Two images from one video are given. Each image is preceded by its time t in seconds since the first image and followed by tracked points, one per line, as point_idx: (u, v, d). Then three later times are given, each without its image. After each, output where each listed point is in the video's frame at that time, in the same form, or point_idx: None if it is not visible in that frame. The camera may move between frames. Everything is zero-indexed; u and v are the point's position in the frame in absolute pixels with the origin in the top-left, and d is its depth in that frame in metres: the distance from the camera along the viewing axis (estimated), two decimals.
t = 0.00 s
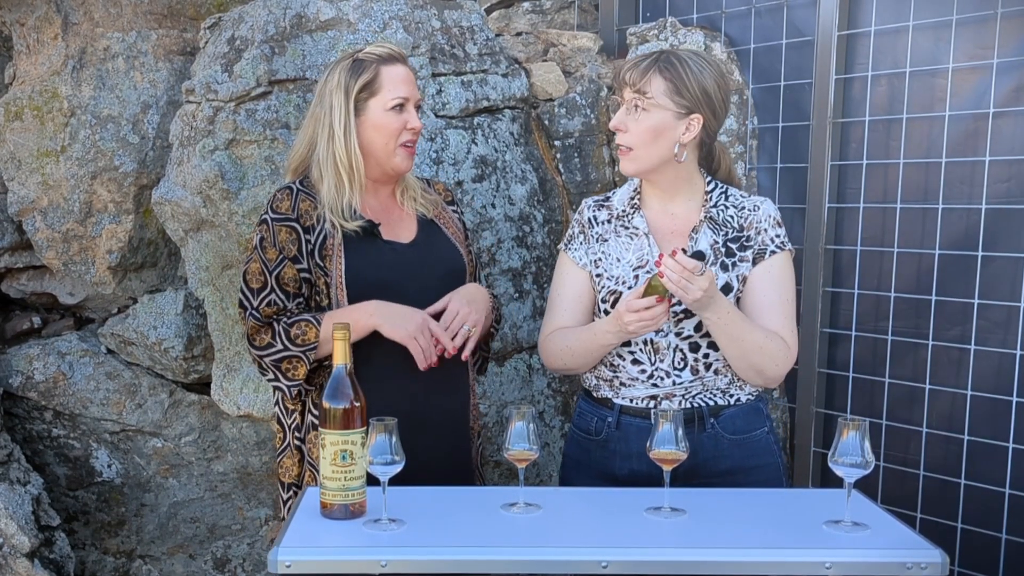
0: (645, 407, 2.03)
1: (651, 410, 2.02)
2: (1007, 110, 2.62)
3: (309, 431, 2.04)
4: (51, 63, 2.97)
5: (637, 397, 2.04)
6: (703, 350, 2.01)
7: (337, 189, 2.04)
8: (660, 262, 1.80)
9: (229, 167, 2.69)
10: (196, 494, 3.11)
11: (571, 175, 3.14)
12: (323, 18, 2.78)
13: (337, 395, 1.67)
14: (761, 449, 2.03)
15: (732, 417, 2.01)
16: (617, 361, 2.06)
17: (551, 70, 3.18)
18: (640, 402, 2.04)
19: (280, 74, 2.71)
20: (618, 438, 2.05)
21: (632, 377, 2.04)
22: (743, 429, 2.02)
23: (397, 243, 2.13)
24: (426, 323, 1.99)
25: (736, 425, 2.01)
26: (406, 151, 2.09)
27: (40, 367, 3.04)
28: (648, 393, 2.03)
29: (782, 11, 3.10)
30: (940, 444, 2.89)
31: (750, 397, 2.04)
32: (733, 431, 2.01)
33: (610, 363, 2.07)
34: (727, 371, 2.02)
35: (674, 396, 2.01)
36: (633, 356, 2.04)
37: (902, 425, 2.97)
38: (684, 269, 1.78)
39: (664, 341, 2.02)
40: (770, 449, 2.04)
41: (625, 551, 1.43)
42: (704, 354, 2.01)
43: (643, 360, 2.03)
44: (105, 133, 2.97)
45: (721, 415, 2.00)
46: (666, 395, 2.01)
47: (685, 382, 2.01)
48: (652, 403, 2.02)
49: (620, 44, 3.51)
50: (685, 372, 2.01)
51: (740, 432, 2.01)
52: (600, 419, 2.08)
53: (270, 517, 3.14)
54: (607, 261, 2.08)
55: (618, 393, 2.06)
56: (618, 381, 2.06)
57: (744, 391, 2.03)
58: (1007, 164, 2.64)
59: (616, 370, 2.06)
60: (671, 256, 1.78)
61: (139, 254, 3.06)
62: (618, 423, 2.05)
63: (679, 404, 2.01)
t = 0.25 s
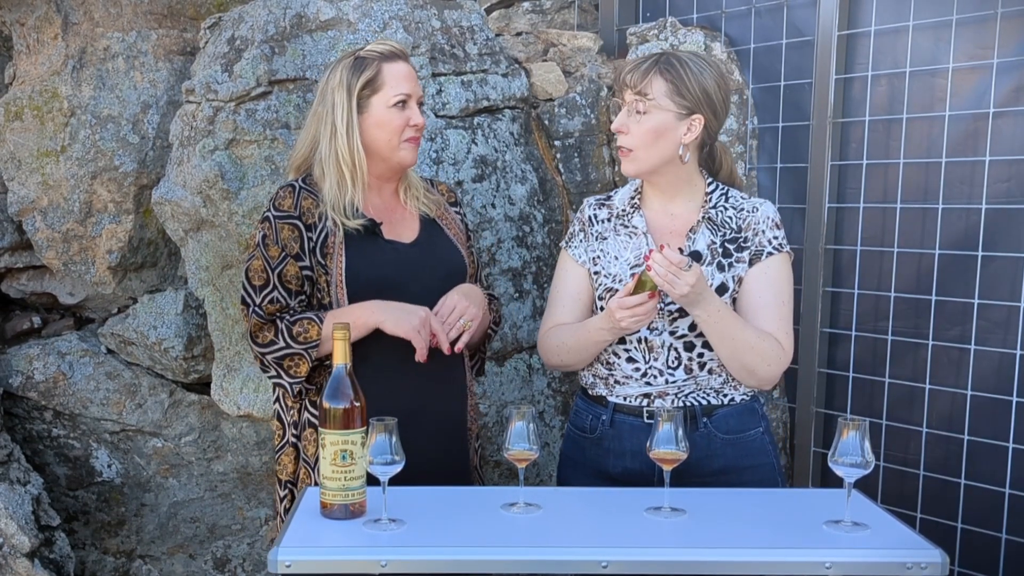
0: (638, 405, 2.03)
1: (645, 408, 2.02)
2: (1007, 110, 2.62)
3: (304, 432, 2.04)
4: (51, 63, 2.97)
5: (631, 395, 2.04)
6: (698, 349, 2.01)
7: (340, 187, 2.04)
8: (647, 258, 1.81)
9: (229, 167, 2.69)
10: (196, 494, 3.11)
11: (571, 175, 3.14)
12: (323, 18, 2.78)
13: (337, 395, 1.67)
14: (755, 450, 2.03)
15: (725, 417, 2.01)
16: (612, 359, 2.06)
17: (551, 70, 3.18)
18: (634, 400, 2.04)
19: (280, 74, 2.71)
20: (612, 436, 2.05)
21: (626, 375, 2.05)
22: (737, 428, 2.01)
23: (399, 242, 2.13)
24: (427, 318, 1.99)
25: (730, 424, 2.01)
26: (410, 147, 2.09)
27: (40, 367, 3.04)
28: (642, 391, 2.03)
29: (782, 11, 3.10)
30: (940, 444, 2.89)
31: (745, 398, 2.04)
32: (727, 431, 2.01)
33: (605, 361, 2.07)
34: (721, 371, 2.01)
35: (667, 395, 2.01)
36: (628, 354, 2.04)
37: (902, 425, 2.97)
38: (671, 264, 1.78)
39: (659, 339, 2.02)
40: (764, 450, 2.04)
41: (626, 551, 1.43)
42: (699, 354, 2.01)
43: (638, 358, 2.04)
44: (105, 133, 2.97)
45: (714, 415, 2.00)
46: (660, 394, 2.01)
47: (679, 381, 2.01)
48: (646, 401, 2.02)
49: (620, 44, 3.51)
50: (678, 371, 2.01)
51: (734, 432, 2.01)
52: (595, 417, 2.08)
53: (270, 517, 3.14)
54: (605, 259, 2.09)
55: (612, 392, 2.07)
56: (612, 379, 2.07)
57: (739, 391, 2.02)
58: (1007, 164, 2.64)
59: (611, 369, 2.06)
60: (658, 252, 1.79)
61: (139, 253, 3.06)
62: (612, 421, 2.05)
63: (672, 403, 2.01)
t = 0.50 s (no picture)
0: (636, 404, 2.03)
1: (643, 408, 2.02)
2: (1007, 110, 2.62)
3: (302, 431, 2.05)
4: (51, 63, 2.97)
5: (628, 395, 2.04)
6: (695, 348, 2.01)
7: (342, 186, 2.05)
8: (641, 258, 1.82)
9: (229, 167, 2.69)
10: (196, 494, 3.11)
11: (571, 175, 3.14)
12: (323, 18, 2.78)
13: (337, 395, 1.67)
14: (751, 447, 2.02)
15: (722, 415, 2.01)
16: (609, 359, 2.06)
17: (552, 70, 3.18)
18: (632, 400, 2.04)
19: (280, 74, 2.71)
20: (610, 435, 2.05)
21: (623, 374, 2.04)
22: (734, 426, 2.01)
23: (399, 242, 2.12)
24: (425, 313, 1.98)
25: (727, 422, 2.01)
26: (412, 146, 2.09)
27: (40, 367, 3.04)
28: (640, 391, 2.03)
29: (782, 11, 3.10)
30: (940, 444, 2.89)
31: (742, 395, 2.04)
32: (723, 429, 2.00)
33: (602, 361, 2.07)
34: (718, 369, 2.01)
35: (665, 393, 2.01)
36: (625, 354, 2.04)
37: (902, 425, 2.97)
38: (668, 263, 1.79)
39: (656, 339, 2.02)
40: (761, 447, 2.03)
41: (625, 551, 1.43)
42: (696, 352, 2.01)
43: (635, 358, 2.03)
44: (105, 133, 2.97)
45: (711, 413, 2.00)
46: (658, 393, 2.01)
47: (676, 380, 2.01)
48: (644, 400, 2.02)
49: (620, 44, 3.51)
50: (676, 369, 2.01)
51: (731, 430, 2.01)
52: (593, 418, 2.08)
53: (270, 517, 3.14)
54: (600, 260, 2.09)
55: (610, 391, 2.06)
56: (610, 379, 2.06)
57: (736, 389, 2.03)
58: (1007, 164, 2.64)
59: (608, 369, 2.06)
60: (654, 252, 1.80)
61: (139, 253, 3.06)
62: (610, 420, 2.05)
63: (670, 401, 2.01)
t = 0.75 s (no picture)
0: (641, 401, 2.03)
1: (649, 404, 2.03)
2: (1007, 110, 2.62)
3: (301, 429, 2.05)
4: (51, 63, 2.97)
5: (633, 392, 2.04)
6: (696, 345, 2.04)
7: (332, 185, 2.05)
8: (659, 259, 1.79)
9: (229, 167, 2.69)
10: (196, 494, 3.11)
11: (571, 174, 3.14)
12: (323, 18, 2.78)
13: (337, 395, 1.67)
14: (752, 441, 2.05)
15: (725, 409, 2.03)
16: (610, 359, 2.06)
17: (552, 70, 3.18)
18: (636, 397, 2.04)
19: (280, 74, 2.71)
20: (614, 434, 2.04)
21: (626, 373, 2.05)
22: (735, 420, 2.04)
23: (399, 242, 2.12)
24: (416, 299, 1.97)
25: (729, 416, 2.03)
26: (386, 144, 2.06)
27: (40, 367, 3.04)
28: (645, 388, 2.03)
29: (782, 11, 3.10)
30: (939, 444, 2.89)
31: (740, 389, 2.08)
32: (726, 422, 2.03)
33: (603, 361, 2.07)
34: (719, 364, 2.05)
35: (670, 389, 2.03)
36: (626, 353, 2.04)
37: (902, 425, 2.97)
38: (685, 264, 1.78)
39: (658, 337, 2.03)
40: (761, 441, 2.06)
41: (625, 551, 1.43)
42: (697, 348, 2.04)
43: (638, 356, 2.04)
44: (105, 133, 2.97)
45: (715, 406, 2.03)
46: (662, 389, 2.03)
47: (680, 376, 2.03)
48: (649, 396, 2.03)
49: (620, 44, 3.51)
50: (679, 366, 2.03)
51: (733, 423, 2.03)
52: (595, 418, 2.07)
53: (270, 517, 3.14)
54: (596, 263, 2.09)
55: (613, 390, 2.06)
56: (612, 378, 2.06)
57: (735, 383, 2.06)
58: (1007, 164, 2.64)
59: (610, 368, 2.06)
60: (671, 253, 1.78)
61: (139, 253, 3.06)
62: (614, 419, 2.05)
63: (675, 397, 2.03)
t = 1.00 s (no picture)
0: (639, 400, 2.06)
1: (648, 403, 2.05)
2: (1007, 110, 2.62)
3: (300, 428, 2.05)
4: (51, 63, 2.97)
5: (631, 391, 2.06)
6: (691, 343, 2.09)
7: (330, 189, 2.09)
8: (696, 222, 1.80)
9: (229, 167, 2.69)
10: (196, 494, 3.11)
11: (571, 174, 3.14)
12: (323, 18, 2.78)
13: (338, 395, 1.67)
14: (744, 438, 2.11)
15: (719, 406, 2.09)
16: (607, 360, 2.08)
17: (552, 70, 3.19)
18: (635, 396, 2.06)
19: (280, 74, 2.71)
20: (613, 433, 2.07)
21: (624, 372, 2.07)
22: (728, 417, 2.10)
23: (397, 240, 2.13)
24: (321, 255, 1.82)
25: (723, 413, 2.09)
26: (376, 155, 2.07)
27: (40, 367, 3.04)
28: (642, 386, 2.06)
29: (782, 12, 3.10)
30: (939, 444, 2.89)
31: (731, 386, 2.15)
32: (721, 419, 2.09)
33: (599, 362, 2.09)
34: (712, 361, 2.11)
35: (668, 387, 2.06)
36: (623, 353, 2.07)
37: (902, 425, 2.97)
38: (723, 232, 1.79)
39: (655, 336, 2.06)
40: (751, 438, 2.13)
41: (625, 551, 1.42)
42: (692, 346, 2.09)
43: (635, 356, 2.06)
44: (105, 133, 2.97)
45: (710, 403, 2.08)
46: (660, 387, 2.06)
47: (677, 373, 2.07)
48: (647, 395, 2.06)
49: (620, 44, 3.51)
50: (676, 364, 2.07)
51: (727, 420, 2.09)
52: (592, 418, 2.09)
53: (270, 517, 3.14)
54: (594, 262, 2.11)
55: (610, 390, 2.08)
56: (608, 378, 2.08)
57: (726, 380, 2.13)
58: (1007, 165, 2.64)
59: (607, 369, 2.08)
60: (710, 219, 1.79)
61: (139, 253, 3.06)
62: (612, 419, 2.07)
63: (673, 395, 2.06)
